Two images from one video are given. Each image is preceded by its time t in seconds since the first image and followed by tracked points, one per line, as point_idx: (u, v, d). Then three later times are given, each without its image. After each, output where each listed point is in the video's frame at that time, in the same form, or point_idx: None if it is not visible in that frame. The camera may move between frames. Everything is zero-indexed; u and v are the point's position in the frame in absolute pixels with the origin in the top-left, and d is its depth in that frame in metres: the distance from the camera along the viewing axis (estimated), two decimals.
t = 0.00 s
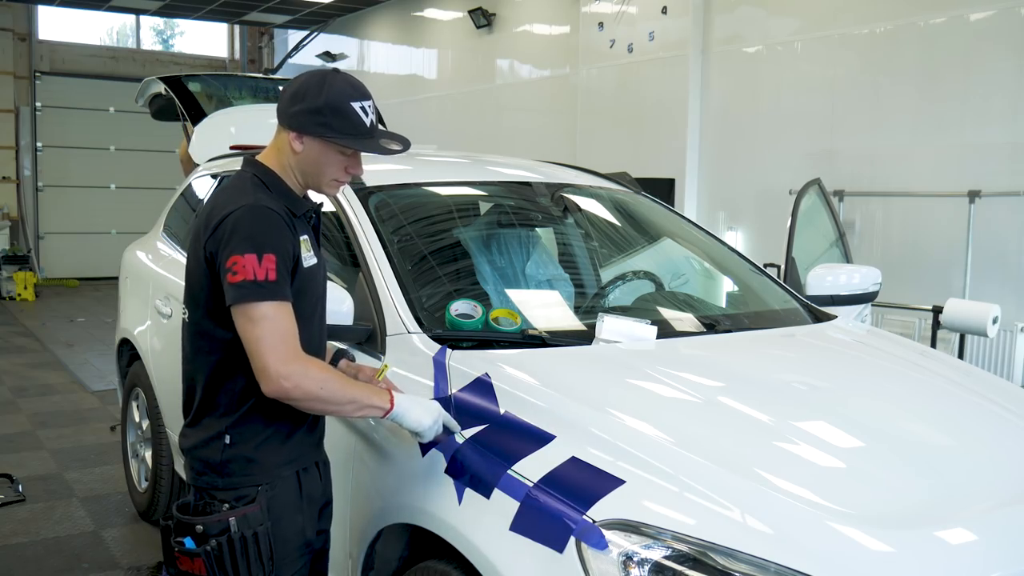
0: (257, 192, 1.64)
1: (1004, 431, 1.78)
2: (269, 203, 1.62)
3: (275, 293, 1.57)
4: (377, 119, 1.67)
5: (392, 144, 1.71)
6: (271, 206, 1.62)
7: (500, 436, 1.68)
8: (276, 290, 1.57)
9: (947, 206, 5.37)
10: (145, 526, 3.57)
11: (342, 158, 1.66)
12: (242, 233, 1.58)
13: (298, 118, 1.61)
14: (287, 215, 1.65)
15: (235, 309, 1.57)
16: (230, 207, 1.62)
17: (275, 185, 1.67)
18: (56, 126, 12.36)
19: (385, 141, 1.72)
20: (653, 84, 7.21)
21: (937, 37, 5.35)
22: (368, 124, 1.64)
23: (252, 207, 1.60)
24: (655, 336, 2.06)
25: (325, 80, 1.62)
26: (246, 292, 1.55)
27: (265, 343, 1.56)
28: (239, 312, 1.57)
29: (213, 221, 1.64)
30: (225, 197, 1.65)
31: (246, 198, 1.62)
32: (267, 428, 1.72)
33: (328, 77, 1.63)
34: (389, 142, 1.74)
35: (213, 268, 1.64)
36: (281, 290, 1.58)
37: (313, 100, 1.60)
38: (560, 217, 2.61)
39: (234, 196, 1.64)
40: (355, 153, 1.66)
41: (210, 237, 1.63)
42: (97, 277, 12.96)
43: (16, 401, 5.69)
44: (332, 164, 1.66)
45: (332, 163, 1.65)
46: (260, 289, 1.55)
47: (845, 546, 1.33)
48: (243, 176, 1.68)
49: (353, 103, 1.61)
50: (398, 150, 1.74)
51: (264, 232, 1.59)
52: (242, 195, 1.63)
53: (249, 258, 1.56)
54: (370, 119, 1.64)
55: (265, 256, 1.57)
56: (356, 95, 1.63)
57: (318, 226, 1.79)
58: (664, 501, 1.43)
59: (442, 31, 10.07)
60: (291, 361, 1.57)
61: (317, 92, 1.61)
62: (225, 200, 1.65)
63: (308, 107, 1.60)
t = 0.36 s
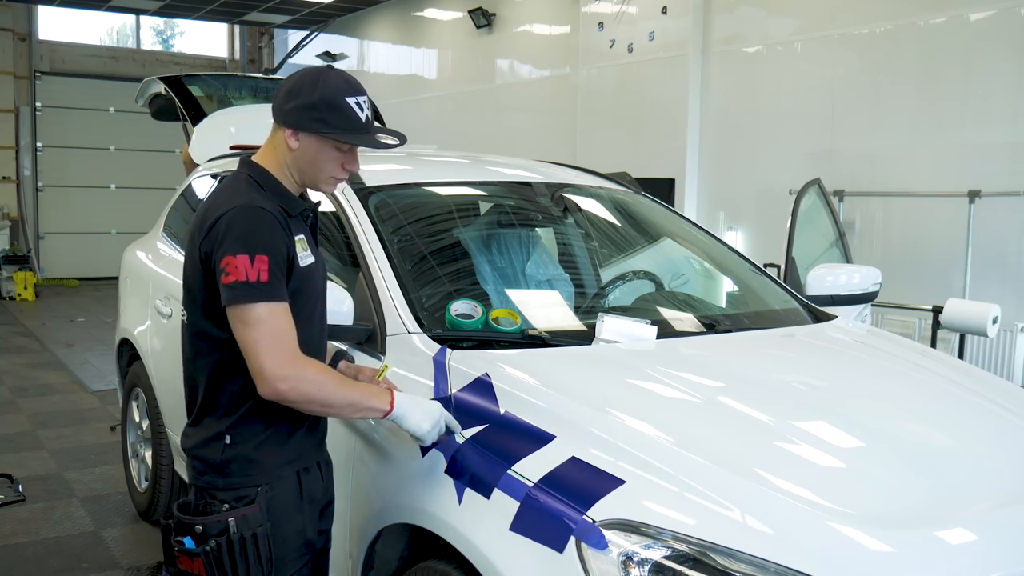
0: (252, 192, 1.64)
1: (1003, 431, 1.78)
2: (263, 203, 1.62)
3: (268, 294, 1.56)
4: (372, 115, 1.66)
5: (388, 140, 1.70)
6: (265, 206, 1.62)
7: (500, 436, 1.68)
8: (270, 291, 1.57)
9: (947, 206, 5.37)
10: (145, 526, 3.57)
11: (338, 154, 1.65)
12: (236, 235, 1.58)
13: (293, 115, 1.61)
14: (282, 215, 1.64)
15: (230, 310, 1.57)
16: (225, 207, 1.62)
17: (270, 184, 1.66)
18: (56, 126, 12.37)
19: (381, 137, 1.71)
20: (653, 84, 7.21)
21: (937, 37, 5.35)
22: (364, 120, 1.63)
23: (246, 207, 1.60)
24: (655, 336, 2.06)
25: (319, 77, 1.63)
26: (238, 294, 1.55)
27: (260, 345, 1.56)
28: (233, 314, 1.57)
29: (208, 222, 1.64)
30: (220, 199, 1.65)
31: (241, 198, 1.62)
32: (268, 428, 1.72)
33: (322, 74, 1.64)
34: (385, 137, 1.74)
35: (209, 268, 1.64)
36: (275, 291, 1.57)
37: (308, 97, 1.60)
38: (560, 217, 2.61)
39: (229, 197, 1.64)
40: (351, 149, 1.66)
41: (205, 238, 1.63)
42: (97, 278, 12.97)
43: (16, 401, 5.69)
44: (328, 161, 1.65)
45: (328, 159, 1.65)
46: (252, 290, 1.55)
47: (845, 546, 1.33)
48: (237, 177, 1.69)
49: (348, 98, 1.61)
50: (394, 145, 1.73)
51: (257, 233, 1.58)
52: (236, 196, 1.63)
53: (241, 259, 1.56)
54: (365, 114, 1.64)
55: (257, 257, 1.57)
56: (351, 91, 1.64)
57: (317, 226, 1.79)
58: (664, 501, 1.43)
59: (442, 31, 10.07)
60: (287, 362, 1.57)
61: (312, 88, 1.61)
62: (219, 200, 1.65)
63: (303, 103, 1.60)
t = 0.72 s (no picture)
0: (249, 194, 1.63)
1: (1004, 431, 1.78)
2: (261, 206, 1.62)
3: (262, 299, 1.57)
4: (364, 110, 1.67)
5: (380, 135, 1.70)
6: (263, 209, 1.61)
7: (500, 436, 1.68)
8: (264, 296, 1.57)
9: (948, 206, 5.37)
10: (145, 526, 3.57)
11: (331, 151, 1.66)
12: (230, 239, 1.58)
13: (286, 113, 1.61)
14: (279, 218, 1.64)
15: (223, 314, 1.57)
16: (222, 209, 1.62)
17: (266, 185, 1.66)
18: (56, 126, 12.37)
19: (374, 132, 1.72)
20: (653, 84, 7.20)
21: (937, 37, 5.36)
22: (356, 116, 1.64)
23: (244, 210, 1.60)
24: (655, 336, 2.06)
25: (310, 75, 1.63)
26: (234, 299, 1.55)
27: (247, 350, 1.57)
28: (226, 318, 1.57)
29: (205, 223, 1.63)
30: (217, 200, 1.65)
31: (238, 200, 1.62)
32: (271, 428, 1.72)
33: (313, 71, 1.64)
34: (378, 132, 1.74)
35: (204, 270, 1.65)
36: (269, 297, 1.58)
37: (300, 94, 1.61)
38: (560, 217, 2.61)
39: (226, 199, 1.63)
40: (345, 146, 1.66)
41: (202, 239, 1.63)
42: (98, 277, 12.96)
43: (16, 401, 5.69)
44: (322, 158, 1.65)
45: (322, 156, 1.65)
46: (247, 296, 1.55)
47: (845, 546, 1.33)
48: (233, 177, 1.68)
49: (339, 95, 1.62)
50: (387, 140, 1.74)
51: (253, 237, 1.58)
52: (233, 197, 1.63)
53: (238, 264, 1.56)
54: (358, 110, 1.64)
55: (254, 261, 1.57)
56: (343, 87, 1.64)
57: (313, 225, 1.79)
58: (664, 501, 1.43)
59: (442, 31, 10.07)
60: (275, 368, 1.57)
61: (303, 86, 1.61)
62: (216, 202, 1.65)
63: (295, 101, 1.60)
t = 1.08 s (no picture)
0: (245, 192, 1.64)
1: (1003, 431, 1.78)
2: (257, 204, 1.62)
3: (259, 295, 1.56)
4: (359, 110, 1.66)
5: (374, 135, 1.70)
6: (259, 207, 1.62)
7: (499, 435, 1.68)
8: (262, 292, 1.57)
9: (947, 206, 5.37)
10: (145, 526, 3.57)
11: (325, 149, 1.65)
12: (227, 236, 1.58)
13: (281, 111, 1.61)
14: (275, 216, 1.64)
15: (221, 311, 1.57)
16: (219, 208, 1.62)
17: (262, 183, 1.66)
18: (56, 126, 12.37)
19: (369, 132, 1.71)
20: (653, 84, 7.20)
21: (937, 37, 5.36)
22: (350, 116, 1.63)
23: (240, 207, 1.60)
24: (655, 336, 2.06)
25: (306, 74, 1.63)
26: (231, 295, 1.55)
27: (246, 347, 1.57)
28: (224, 315, 1.57)
29: (203, 222, 1.64)
30: (214, 199, 1.66)
31: (234, 199, 1.62)
32: (276, 428, 1.72)
33: (309, 71, 1.64)
34: (373, 132, 1.74)
35: (202, 268, 1.65)
36: (267, 293, 1.58)
37: (295, 93, 1.61)
38: (560, 217, 2.61)
39: (223, 198, 1.64)
40: (338, 145, 1.66)
41: (200, 238, 1.63)
42: (98, 278, 12.96)
43: (16, 401, 5.68)
44: (315, 156, 1.65)
45: (316, 155, 1.65)
46: (244, 292, 1.55)
47: (845, 546, 1.33)
48: (231, 177, 1.68)
49: (334, 93, 1.61)
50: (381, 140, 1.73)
51: (249, 233, 1.58)
52: (230, 196, 1.63)
53: (235, 261, 1.56)
54: (352, 110, 1.64)
55: (250, 258, 1.57)
56: (338, 86, 1.64)
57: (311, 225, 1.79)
58: (664, 501, 1.43)
59: (442, 31, 10.07)
60: (275, 363, 1.57)
61: (298, 84, 1.62)
62: (213, 201, 1.65)
63: (289, 99, 1.60)
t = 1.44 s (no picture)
0: (243, 193, 1.64)
1: (1003, 431, 1.78)
2: (254, 204, 1.62)
3: (255, 296, 1.56)
4: (358, 110, 1.66)
5: (373, 134, 1.70)
6: (256, 206, 1.62)
7: (499, 436, 1.68)
8: (257, 293, 1.57)
9: (947, 206, 5.37)
10: (145, 526, 3.57)
11: (324, 149, 1.65)
12: (223, 236, 1.58)
13: (279, 112, 1.61)
14: (272, 215, 1.64)
15: (217, 311, 1.57)
16: (216, 208, 1.62)
17: (260, 184, 1.66)
18: (56, 126, 12.37)
19: (368, 131, 1.71)
20: (653, 84, 7.20)
21: (937, 37, 5.36)
22: (349, 115, 1.63)
23: (236, 207, 1.60)
24: (655, 336, 2.06)
25: (304, 74, 1.63)
26: (227, 296, 1.55)
27: (242, 347, 1.57)
28: (220, 315, 1.57)
29: (200, 222, 1.64)
30: (211, 200, 1.66)
31: (232, 199, 1.62)
32: (274, 429, 1.72)
33: (307, 71, 1.64)
34: (372, 131, 1.74)
35: (199, 269, 1.65)
36: (263, 292, 1.57)
37: (293, 93, 1.61)
38: (560, 217, 2.61)
39: (220, 198, 1.64)
40: (338, 144, 1.66)
41: (197, 238, 1.63)
42: (98, 278, 12.96)
43: (16, 401, 5.69)
44: (315, 156, 1.65)
45: (315, 155, 1.65)
46: (240, 292, 1.55)
47: (845, 547, 1.33)
48: (229, 178, 1.69)
49: (332, 93, 1.61)
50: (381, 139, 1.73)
51: (245, 233, 1.58)
52: (227, 196, 1.63)
53: (230, 261, 1.56)
54: (351, 110, 1.64)
55: (246, 258, 1.57)
56: (336, 86, 1.64)
57: (310, 225, 1.79)
58: (664, 501, 1.43)
59: (442, 31, 10.07)
60: (272, 363, 1.57)
61: (296, 84, 1.62)
62: (210, 202, 1.66)
63: (288, 99, 1.61)
